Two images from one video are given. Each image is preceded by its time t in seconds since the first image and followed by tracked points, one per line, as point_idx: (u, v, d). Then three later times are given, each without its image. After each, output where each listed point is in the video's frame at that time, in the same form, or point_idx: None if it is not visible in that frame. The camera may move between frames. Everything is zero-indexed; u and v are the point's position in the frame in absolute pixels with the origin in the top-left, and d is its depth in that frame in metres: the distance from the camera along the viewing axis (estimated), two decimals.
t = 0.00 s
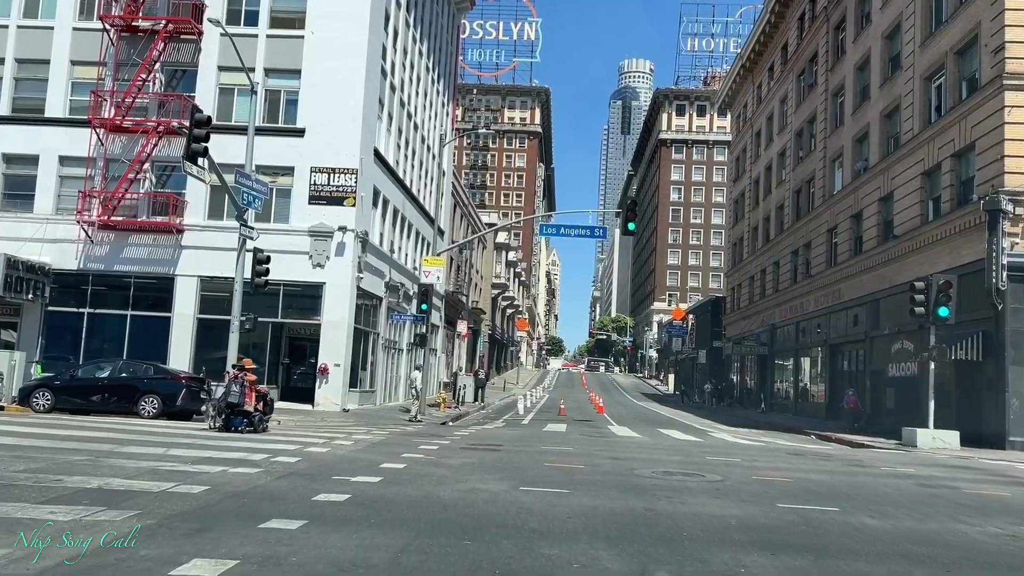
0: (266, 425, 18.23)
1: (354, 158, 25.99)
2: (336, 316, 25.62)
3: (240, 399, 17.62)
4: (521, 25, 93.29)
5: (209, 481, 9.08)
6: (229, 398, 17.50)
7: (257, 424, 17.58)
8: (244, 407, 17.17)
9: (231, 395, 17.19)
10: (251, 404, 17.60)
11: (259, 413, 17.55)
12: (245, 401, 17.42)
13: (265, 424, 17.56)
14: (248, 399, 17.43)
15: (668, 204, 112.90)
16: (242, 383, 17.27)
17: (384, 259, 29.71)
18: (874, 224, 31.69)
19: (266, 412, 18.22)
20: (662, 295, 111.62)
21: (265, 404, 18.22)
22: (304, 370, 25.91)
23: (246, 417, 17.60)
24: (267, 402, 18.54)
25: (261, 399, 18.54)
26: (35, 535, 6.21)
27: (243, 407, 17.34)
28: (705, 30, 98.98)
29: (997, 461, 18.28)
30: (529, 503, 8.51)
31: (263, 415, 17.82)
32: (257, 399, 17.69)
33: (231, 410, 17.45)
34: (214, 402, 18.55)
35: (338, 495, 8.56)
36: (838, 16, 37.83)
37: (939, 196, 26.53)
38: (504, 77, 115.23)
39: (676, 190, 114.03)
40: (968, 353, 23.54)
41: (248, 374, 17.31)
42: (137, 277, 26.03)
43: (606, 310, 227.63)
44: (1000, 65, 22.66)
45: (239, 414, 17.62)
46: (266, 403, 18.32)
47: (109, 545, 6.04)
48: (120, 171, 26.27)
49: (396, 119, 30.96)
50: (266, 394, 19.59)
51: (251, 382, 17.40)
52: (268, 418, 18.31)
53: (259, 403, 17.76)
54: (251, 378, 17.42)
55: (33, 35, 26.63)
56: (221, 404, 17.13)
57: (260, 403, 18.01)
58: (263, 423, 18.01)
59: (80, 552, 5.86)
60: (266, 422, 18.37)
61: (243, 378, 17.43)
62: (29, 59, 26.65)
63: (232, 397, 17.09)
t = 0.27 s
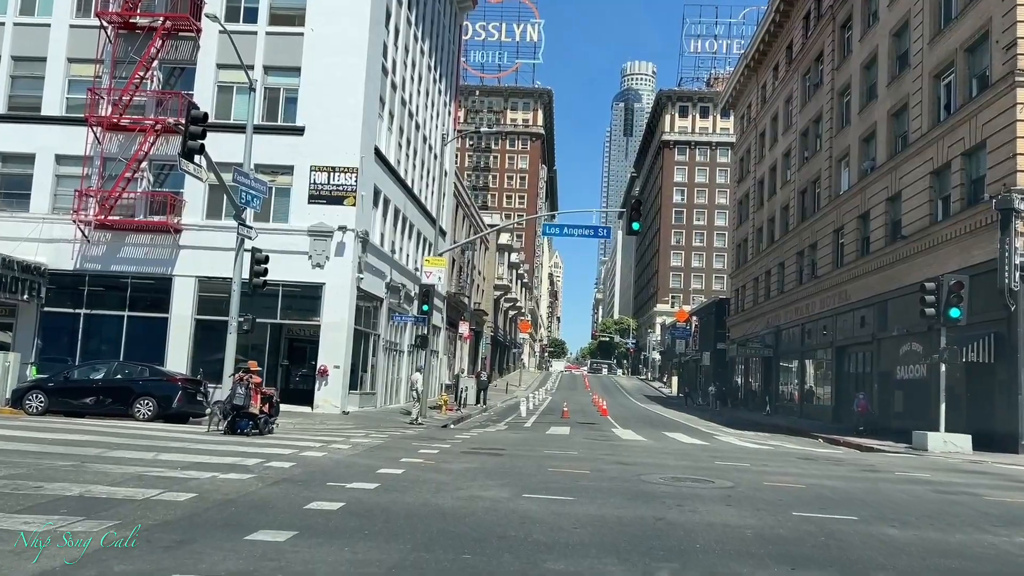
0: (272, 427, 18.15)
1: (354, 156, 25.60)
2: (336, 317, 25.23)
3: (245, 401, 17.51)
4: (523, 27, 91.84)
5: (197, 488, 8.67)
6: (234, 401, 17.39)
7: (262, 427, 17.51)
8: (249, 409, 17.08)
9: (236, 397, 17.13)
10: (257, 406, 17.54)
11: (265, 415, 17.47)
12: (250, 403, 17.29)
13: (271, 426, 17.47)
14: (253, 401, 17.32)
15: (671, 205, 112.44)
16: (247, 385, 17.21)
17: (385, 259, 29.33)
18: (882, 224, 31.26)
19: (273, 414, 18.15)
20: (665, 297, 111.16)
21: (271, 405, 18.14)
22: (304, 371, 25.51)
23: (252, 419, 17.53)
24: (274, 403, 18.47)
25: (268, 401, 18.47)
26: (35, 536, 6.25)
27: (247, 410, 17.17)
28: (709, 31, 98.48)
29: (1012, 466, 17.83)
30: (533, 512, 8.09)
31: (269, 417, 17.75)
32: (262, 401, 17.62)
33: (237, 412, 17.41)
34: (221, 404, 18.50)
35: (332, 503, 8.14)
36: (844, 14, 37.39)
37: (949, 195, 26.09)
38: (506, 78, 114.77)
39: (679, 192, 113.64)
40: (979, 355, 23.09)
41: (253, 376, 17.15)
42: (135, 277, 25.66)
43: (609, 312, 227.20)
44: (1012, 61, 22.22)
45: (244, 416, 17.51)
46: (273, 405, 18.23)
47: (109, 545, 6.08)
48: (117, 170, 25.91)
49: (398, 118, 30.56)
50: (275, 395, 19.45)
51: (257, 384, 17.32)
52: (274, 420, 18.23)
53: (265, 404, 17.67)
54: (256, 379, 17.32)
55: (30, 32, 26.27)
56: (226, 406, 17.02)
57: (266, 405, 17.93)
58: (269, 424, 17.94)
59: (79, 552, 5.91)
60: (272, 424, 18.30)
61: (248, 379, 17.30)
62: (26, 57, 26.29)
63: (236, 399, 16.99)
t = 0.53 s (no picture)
0: (279, 430, 17.95)
1: (355, 154, 25.16)
2: (337, 318, 24.78)
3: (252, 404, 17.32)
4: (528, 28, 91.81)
5: (184, 496, 8.19)
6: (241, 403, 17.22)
7: (269, 430, 17.33)
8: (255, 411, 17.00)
9: (242, 400, 17.03)
10: (263, 409, 17.42)
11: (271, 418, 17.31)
12: (257, 405, 17.14)
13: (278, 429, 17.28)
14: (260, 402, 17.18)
15: (676, 207, 111.89)
16: (254, 388, 17.10)
17: (387, 260, 28.89)
18: (892, 224, 30.74)
19: (279, 417, 18.04)
20: (670, 299, 110.64)
21: (277, 408, 17.95)
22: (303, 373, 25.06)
23: (258, 422, 17.35)
24: (280, 406, 18.35)
25: (274, 404, 18.35)
26: (34, 536, 6.20)
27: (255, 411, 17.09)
28: (713, 32, 97.91)
29: None
30: (539, 523, 7.61)
31: (276, 419, 17.59)
32: (269, 403, 17.50)
33: (243, 415, 17.29)
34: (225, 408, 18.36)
35: (325, 513, 7.65)
36: (853, 11, 36.89)
37: (962, 194, 25.58)
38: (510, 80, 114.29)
39: (684, 193, 113.08)
40: (995, 356, 22.55)
41: (259, 378, 17.04)
42: (132, 277, 25.25)
43: (613, 314, 226.60)
44: None
45: (250, 419, 17.31)
46: (279, 408, 18.12)
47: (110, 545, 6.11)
48: (114, 169, 25.50)
49: (400, 116, 30.12)
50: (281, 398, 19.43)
51: (263, 386, 17.23)
52: (280, 423, 18.12)
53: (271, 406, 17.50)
54: (262, 382, 17.17)
55: (27, 29, 25.88)
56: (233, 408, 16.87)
57: (272, 408, 17.80)
58: (274, 427, 17.82)
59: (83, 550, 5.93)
60: (279, 427, 18.11)
61: (255, 382, 17.15)
62: (22, 54, 25.89)
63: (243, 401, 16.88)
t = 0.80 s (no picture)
0: (287, 433, 17.47)
1: (358, 153, 24.68)
2: (340, 319, 24.29)
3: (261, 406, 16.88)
4: (534, 28, 90.50)
5: (169, 506, 7.68)
6: (249, 405, 16.79)
7: (278, 433, 16.88)
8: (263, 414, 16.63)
9: (250, 403, 16.59)
10: (271, 412, 16.97)
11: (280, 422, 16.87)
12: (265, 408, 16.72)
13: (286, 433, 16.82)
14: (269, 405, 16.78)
15: (683, 208, 111.18)
16: (262, 391, 16.65)
17: (391, 260, 28.40)
18: (906, 223, 30.11)
19: (288, 419, 17.58)
20: (677, 301, 110.00)
21: (286, 411, 17.50)
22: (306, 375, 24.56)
23: (267, 425, 16.88)
24: (289, 409, 17.89)
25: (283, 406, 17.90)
26: (35, 535, 6.30)
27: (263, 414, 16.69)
28: (720, 32, 97.23)
29: None
30: (548, 535, 7.07)
31: (285, 423, 17.14)
32: (278, 406, 17.06)
33: (251, 417, 16.86)
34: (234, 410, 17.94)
35: (319, 525, 7.13)
36: (865, 7, 36.28)
37: (980, 191, 24.99)
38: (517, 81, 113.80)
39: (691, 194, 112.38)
40: (1015, 358, 21.93)
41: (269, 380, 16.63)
42: (132, 278, 24.81)
43: (620, 316, 225.94)
44: None
45: (259, 422, 16.86)
46: (287, 410, 17.66)
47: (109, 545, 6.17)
48: (114, 168, 25.06)
49: (404, 114, 29.64)
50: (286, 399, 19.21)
51: (271, 389, 16.77)
52: (289, 426, 17.67)
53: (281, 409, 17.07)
54: (272, 385, 16.76)
55: (25, 25, 25.46)
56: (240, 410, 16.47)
57: (280, 410, 17.35)
58: (283, 430, 17.35)
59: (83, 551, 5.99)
60: (287, 431, 17.63)
61: (265, 384, 16.74)
62: (21, 51, 25.48)
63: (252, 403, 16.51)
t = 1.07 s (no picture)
0: (300, 437, 16.94)
1: (365, 150, 24.16)
2: (347, 320, 23.76)
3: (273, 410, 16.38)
4: (544, 27, 90.83)
5: (155, 519, 7.12)
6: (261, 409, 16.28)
7: (290, 438, 16.37)
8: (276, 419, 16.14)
9: (262, 406, 16.10)
10: (284, 416, 16.49)
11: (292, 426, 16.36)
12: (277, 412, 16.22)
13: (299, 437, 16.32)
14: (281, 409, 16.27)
15: (695, 208, 110.33)
16: (275, 394, 16.24)
17: (399, 259, 27.86)
18: (926, 220, 29.40)
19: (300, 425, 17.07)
20: (689, 302, 109.21)
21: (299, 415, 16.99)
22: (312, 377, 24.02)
23: (279, 429, 16.38)
24: (301, 414, 17.39)
25: (294, 411, 17.45)
26: (34, 536, 6.28)
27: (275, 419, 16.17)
28: (731, 31, 96.43)
29: None
30: (565, 552, 6.48)
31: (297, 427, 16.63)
32: (290, 410, 16.60)
33: (263, 421, 16.34)
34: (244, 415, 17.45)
35: (316, 540, 6.56)
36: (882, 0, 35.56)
37: (1004, 186, 24.27)
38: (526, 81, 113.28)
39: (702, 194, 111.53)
40: None
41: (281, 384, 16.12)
42: (136, 278, 24.36)
43: (630, 317, 225.02)
44: None
45: (271, 426, 16.36)
46: (299, 415, 17.16)
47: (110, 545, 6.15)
48: (117, 166, 24.63)
49: (412, 111, 29.12)
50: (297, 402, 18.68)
51: (284, 392, 16.35)
52: (301, 431, 17.14)
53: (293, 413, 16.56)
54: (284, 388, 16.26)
55: (28, 23, 25.08)
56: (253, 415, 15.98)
57: (293, 414, 16.86)
58: (295, 435, 16.81)
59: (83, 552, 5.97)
60: (300, 435, 17.10)
61: (277, 388, 16.23)
62: (23, 48, 25.10)
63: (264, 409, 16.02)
